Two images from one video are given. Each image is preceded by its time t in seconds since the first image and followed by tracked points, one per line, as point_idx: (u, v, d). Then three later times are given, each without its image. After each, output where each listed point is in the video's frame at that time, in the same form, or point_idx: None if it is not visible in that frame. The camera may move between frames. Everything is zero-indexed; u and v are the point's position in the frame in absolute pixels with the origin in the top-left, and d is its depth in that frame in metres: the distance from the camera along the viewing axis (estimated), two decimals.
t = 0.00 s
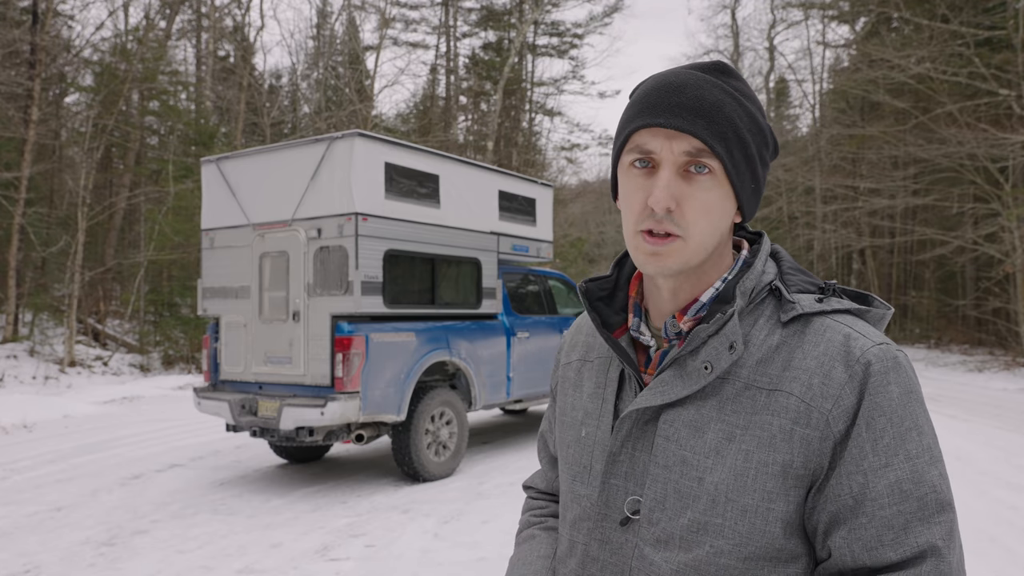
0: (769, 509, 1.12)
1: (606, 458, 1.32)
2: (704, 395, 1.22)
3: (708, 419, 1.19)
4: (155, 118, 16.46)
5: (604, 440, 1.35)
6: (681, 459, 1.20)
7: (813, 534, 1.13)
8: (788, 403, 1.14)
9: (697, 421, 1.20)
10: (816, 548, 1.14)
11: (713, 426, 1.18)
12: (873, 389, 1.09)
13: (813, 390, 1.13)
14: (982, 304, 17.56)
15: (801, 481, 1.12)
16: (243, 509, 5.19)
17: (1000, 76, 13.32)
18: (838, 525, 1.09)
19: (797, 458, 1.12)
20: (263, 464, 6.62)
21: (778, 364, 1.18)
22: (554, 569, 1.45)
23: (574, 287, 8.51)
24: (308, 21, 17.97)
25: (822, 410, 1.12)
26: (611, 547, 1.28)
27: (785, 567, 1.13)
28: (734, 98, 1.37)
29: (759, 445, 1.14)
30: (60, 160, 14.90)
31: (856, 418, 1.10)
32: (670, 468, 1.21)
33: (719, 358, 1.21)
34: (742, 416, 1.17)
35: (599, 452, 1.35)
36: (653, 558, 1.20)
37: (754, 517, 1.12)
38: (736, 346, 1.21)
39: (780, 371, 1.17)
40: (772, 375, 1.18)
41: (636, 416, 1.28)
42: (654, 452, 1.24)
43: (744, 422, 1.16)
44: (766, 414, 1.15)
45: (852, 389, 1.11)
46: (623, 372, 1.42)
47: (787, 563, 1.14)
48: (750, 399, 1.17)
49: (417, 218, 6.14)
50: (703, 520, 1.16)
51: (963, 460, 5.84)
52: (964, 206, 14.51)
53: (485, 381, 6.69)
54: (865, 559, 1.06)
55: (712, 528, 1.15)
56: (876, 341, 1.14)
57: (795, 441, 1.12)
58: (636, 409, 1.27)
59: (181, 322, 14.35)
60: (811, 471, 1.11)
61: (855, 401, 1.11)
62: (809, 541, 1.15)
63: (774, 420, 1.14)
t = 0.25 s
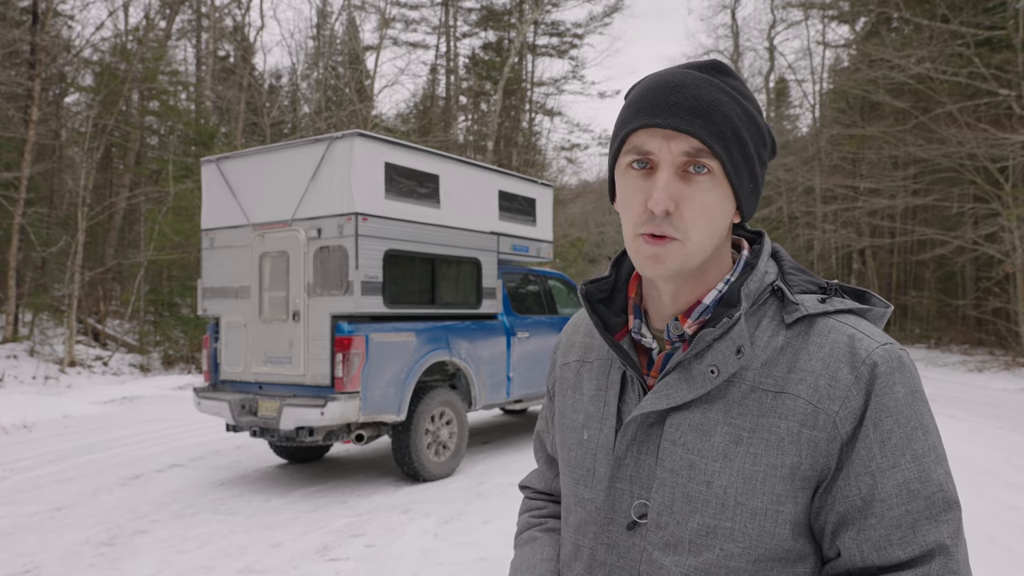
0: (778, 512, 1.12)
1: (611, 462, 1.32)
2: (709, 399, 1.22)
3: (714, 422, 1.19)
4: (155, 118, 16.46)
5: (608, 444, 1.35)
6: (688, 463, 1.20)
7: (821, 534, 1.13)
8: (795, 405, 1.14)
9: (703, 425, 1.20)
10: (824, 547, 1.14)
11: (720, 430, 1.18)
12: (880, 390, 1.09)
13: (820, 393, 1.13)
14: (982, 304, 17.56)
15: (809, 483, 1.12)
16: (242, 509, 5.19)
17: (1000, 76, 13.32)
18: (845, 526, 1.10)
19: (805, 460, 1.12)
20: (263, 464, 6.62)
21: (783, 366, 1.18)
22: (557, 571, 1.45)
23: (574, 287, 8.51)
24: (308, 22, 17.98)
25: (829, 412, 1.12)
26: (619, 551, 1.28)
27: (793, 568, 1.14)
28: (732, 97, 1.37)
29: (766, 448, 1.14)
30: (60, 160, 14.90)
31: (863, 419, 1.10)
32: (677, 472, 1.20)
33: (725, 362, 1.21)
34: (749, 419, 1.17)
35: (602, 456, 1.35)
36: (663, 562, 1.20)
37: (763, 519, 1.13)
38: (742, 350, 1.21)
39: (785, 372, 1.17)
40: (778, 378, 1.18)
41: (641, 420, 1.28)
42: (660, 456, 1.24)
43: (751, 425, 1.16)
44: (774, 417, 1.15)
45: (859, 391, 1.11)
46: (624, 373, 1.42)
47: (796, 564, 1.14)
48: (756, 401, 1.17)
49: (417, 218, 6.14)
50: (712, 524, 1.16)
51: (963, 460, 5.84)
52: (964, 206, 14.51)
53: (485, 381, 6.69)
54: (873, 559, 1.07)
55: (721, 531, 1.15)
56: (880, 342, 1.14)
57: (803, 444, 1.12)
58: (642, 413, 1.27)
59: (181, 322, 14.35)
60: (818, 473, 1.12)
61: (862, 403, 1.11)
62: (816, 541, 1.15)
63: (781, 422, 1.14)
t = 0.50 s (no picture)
0: (783, 513, 1.12)
1: (615, 463, 1.32)
2: (714, 400, 1.22)
3: (719, 423, 1.19)
4: (155, 118, 16.46)
5: (612, 445, 1.34)
6: (692, 464, 1.19)
7: (825, 535, 1.13)
8: (800, 407, 1.14)
9: (708, 426, 1.20)
10: (827, 548, 1.14)
11: (724, 431, 1.18)
12: (884, 391, 1.10)
13: (823, 394, 1.13)
14: (983, 304, 17.56)
15: (813, 484, 1.12)
16: (242, 509, 5.19)
17: (1000, 76, 13.32)
18: (850, 526, 1.09)
19: (809, 461, 1.12)
20: (263, 464, 6.62)
21: (787, 367, 1.18)
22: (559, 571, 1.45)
23: (574, 287, 8.51)
24: (308, 21, 17.97)
25: (833, 413, 1.12)
26: (623, 552, 1.28)
27: (798, 568, 1.14)
28: (733, 99, 1.37)
29: (771, 449, 1.14)
30: (60, 160, 14.89)
31: (867, 420, 1.10)
32: (682, 473, 1.20)
33: (729, 364, 1.21)
34: (753, 420, 1.17)
35: (606, 456, 1.35)
36: (667, 563, 1.20)
37: (768, 520, 1.12)
38: (746, 352, 1.21)
39: (790, 374, 1.17)
40: (782, 379, 1.18)
41: (645, 421, 1.28)
42: (664, 457, 1.24)
43: (755, 426, 1.16)
44: (778, 418, 1.15)
45: (863, 392, 1.11)
46: (627, 374, 1.42)
47: (801, 565, 1.14)
48: (760, 402, 1.17)
49: (417, 218, 6.14)
50: (717, 525, 1.15)
51: (963, 460, 5.84)
52: (964, 206, 14.50)
53: (485, 381, 6.69)
54: (879, 560, 1.06)
55: (726, 532, 1.15)
56: (884, 343, 1.14)
57: (807, 444, 1.12)
58: (645, 414, 1.27)
59: (181, 322, 14.34)
60: (822, 474, 1.12)
61: (866, 404, 1.11)
62: (820, 542, 1.15)
63: (785, 424, 1.14)
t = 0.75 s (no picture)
0: (782, 512, 1.12)
1: (616, 461, 1.32)
2: (715, 398, 1.21)
3: (719, 422, 1.19)
4: (155, 118, 16.46)
5: (613, 443, 1.34)
6: (693, 462, 1.19)
7: (824, 535, 1.13)
8: (800, 406, 1.14)
9: (709, 424, 1.20)
10: (827, 548, 1.14)
11: (725, 429, 1.18)
12: (885, 391, 1.10)
13: (824, 393, 1.13)
14: (983, 304, 17.56)
15: (813, 484, 1.12)
16: (242, 509, 5.19)
17: (1000, 76, 13.32)
18: (849, 526, 1.09)
19: (809, 460, 1.12)
20: (263, 464, 6.62)
21: (788, 366, 1.18)
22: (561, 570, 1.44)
23: (574, 287, 8.51)
24: (309, 22, 17.98)
25: (833, 412, 1.12)
26: (622, 549, 1.28)
27: (796, 568, 1.13)
28: (737, 98, 1.37)
29: (772, 448, 1.14)
30: (60, 160, 14.89)
31: (868, 421, 1.10)
32: (681, 471, 1.20)
33: (731, 362, 1.21)
34: (753, 419, 1.17)
35: (607, 454, 1.35)
36: (666, 561, 1.19)
37: (768, 519, 1.12)
38: (748, 350, 1.20)
39: (791, 373, 1.17)
40: (784, 378, 1.18)
41: (647, 419, 1.28)
42: (665, 455, 1.24)
43: (756, 425, 1.16)
44: (779, 417, 1.15)
45: (863, 392, 1.11)
46: (630, 373, 1.42)
47: (799, 565, 1.14)
48: (760, 401, 1.17)
49: (417, 218, 6.14)
50: (716, 523, 1.15)
51: (963, 460, 5.84)
52: (964, 206, 14.50)
53: (485, 381, 6.69)
54: (878, 560, 1.06)
55: (725, 530, 1.15)
56: (886, 344, 1.14)
57: (807, 443, 1.12)
58: (647, 412, 1.27)
59: (181, 322, 14.35)
60: (822, 474, 1.12)
61: (867, 404, 1.11)
62: (820, 542, 1.15)
63: (785, 423, 1.14)
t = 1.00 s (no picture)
0: (780, 509, 1.12)
1: (615, 458, 1.32)
2: (715, 395, 1.22)
3: (718, 419, 1.19)
4: (155, 118, 16.47)
5: (613, 440, 1.34)
6: (692, 459, 1.19)
7: (822, 534, 1.13)
8: (799, 404, 1.14)
9: (708, 421, 1.20)
10: (824, 546, 1.14)
11: (725, 426, 1.18)
12: (884, 391, 1.10)
13: (824, 392, 1.13)
14: (982, 304, 17.57)
15: (812, 482, 1.12)
16: (243, 509, 5.20)
17: (1000, 75, 13.32)
18: (847, 525, 1.09)
19: (807, 459, 1.12)
20: (263, 464, 6.62)
21: (789, 365, 1.18)
22: (559, 567, 1.44)
23: (574, 287, 8.50)
24: (309, 22, 17.98)
25: (833, 411, 1.12)
26: (619, 545, 1.28)
27: (793, 567, 1.13)
28: (740, 96, 1.37)
29: (770, 445, 1.14)
30: (60, 160, 14.88)
31: (867, 419, 1.10)
32: (681, 468, 1.20)
33: (731, 359, 1.21)
34: (752, 416, 1.17)
35: (607, 452, 1.35)
36: (663, 558, 1.19)
37: (766, 516, 1.12)
38: (748, 347, 1.21)
39: (791, 371, 1.17)
40: (783, 376, 1.18)
41: (647, 416, 1.28)
42: (665, 451, 1.24)
43: (755, 423, 1.16)
44: (778, 415, 1.15)
45: (864, 391, 1.11)
46: (632, 370, 1.42)
47: (797, 564, 1.14)
48: (760, 399, 1.17)
49: (417, 218, 6.14)
50: (714, 520, 1.15)
51: (963, 461, 5.84)
52: (964, 206, 14.50)
53: (485, 381, 6.69)
54: (875, 559, 1.06)
55: (722, 527, 1.15)
56: (887, 343, 1.15)
57: (806, 442, 1.12)
58: (647, 408, 1.27)
59: (181, 322, 14.34)
60: (821, 472, 1.12)
61: (866, 402, 1.11)
62: (818, 541, 1.15)
63: (784, 420, 1.14)
